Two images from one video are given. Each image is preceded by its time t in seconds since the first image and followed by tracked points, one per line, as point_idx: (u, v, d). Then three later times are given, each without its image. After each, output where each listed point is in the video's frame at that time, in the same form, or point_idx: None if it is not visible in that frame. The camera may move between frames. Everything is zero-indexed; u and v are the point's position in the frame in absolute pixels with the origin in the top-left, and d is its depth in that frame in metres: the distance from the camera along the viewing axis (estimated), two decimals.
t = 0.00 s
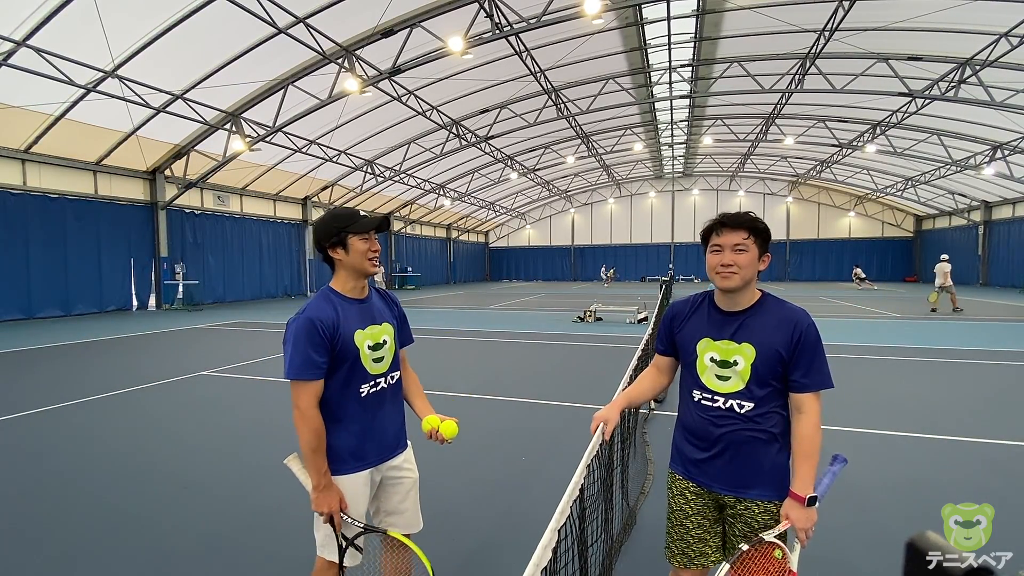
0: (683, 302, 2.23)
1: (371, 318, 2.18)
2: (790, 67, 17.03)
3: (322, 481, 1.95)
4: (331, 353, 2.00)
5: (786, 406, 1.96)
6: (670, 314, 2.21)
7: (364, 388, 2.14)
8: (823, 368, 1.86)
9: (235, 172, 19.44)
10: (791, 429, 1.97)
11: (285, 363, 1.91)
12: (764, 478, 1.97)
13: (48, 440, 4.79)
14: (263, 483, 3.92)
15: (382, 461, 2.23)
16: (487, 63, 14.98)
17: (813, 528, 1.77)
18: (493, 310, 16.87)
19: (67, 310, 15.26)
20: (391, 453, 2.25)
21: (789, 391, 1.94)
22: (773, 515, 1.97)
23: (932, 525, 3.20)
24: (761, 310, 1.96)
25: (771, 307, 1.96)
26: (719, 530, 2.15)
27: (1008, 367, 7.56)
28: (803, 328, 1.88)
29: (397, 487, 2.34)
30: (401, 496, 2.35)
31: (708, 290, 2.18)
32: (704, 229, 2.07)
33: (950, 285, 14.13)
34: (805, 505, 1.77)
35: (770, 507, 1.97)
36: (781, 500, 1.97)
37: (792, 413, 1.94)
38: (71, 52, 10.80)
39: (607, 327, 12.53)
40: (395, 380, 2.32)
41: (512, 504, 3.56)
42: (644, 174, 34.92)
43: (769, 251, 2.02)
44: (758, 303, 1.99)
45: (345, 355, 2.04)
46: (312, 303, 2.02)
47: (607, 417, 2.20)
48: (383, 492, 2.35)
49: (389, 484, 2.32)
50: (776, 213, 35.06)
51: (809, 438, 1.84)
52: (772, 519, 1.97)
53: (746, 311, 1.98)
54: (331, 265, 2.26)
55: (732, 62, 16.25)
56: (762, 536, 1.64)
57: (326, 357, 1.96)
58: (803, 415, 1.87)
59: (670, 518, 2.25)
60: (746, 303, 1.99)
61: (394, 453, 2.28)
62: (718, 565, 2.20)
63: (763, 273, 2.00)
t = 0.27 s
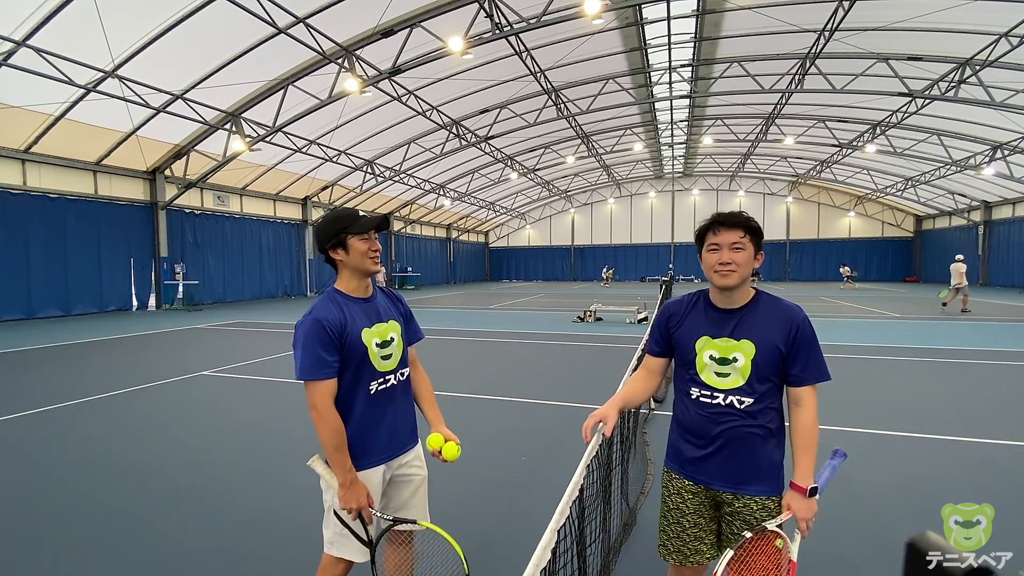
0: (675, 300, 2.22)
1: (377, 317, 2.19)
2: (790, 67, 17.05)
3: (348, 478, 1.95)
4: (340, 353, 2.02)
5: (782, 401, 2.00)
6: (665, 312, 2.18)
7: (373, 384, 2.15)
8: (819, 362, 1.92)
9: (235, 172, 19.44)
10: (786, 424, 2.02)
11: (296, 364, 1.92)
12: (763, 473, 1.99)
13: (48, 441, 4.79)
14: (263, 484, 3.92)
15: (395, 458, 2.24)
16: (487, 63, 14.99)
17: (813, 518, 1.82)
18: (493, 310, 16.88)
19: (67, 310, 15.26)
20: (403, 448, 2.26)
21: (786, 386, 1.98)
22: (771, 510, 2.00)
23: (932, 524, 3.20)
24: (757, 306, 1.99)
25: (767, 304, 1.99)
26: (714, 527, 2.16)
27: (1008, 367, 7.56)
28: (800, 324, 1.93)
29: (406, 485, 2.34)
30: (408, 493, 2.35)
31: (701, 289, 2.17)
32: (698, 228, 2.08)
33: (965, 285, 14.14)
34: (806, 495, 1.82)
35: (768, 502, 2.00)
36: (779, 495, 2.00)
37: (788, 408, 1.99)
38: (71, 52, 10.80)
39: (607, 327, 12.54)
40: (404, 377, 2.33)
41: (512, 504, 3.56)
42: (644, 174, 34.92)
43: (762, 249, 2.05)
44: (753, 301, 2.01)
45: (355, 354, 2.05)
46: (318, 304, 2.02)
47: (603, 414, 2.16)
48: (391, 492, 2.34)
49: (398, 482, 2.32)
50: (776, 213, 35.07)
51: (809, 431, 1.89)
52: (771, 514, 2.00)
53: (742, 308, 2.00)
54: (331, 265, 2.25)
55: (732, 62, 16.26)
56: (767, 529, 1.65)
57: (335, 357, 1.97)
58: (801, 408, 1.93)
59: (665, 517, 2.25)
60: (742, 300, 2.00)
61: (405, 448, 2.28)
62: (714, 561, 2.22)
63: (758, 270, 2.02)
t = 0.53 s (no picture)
0: (668, 297, 2.18)
1: (385, 316, 2.18)
2: (790, 67, 17.04)
3: (354, 476, 1.96)
4: (347, 353, 2.02)
5: (774, 396, 2.06)
6: (658, 310, 2.14)
7: (381, 384, 2.15)
8: (811, 358, 2.00)
9: (234, 172, 19.44)
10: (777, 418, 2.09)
11: (304, 363, 1.92)
12: (760, 469, 2.02)
13: (47, 440, 4.79)
14: (263, 483, 3.92)
15: (403, 456, 2.23)
16: (487, 63, 14.98)
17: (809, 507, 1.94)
18: (493, 310, 16.88)
19: (67, 311, 15.26)
20: (411, 447, 2.26)
21: (778, 382, 2.05)
22: (769, 505, 2.03)
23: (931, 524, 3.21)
24: (751, 304, 2.02)
25: (760, 302, 2.03)
26: (709, 523, 2.19)
27: (1008, 366, 7.56)
28: (792, 321, 2.00)
29: (414, 484, 2.34)
30: (417, 491, 2.36)
31: (693, 287, 2.16)
32: (691, 227, 2.07)
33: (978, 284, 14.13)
34: (803, 485, 1.94)
35: (766, 498, 2.03)
36: (776, 490, 2.04)
37: (780, 401, 2.06)
38: (71, 52, 10.80)
39: (607, 327, 12.54)
40: (412, 377, 2.32)
41: (513, 503, 3.57)
42: (644, 174, 34.92)
43: (753, 248, 2.06)
44: (746, 299, 2.03)
45: (363, 352, 2.05)
46: (326, 306, 2.02)
47: (606, 436, 2.05)
48: (399, 490, 2.34)
49: (407, 479, 2.32)
50: (776, 213, 35.05)
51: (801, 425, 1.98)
52: (768, 508, 2.03)
53: (736, 306, 2.01)
54: (340, 264, 2.25)
55: (732, 62, 16.24)
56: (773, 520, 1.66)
57: (342, 357, 1.97)
58: (793, 402, 2.01)
59: (662, 517, 2.23)
60: (737, 298, 2.02)
61: (414, 447, 2.28)
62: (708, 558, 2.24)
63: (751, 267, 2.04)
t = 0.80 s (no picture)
0: (662, 296, 2.17)
1: (396, 317, 2.18)
2: (790, 67, 17.04)
3: (351, 476, 1.97)
4: (357, 353, 2.02)
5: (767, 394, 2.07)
6: (652, 308, 2.13)
7: (390, 384, 2.15)
8: (801, 356, 2.01)
9: (234, 172, 19.43)
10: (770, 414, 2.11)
11: (314, 362, 1.93)
12: (755, 467, 2.02)
13: (47, 440, 4.79)
14: (263, 483, 3.92)
15: (412, 456, 2.22)
16: (487, 63, 14.99)
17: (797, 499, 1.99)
18: (493, 310, 16.88)
19: (67, 311, 15.25)
20: (419, 447, 2.25)
21: (771, 379, 2.05)
22: (764, 502, 2.03)
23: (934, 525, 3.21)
24: (744, 303, 2.01)
25: (753, 300, 2.03)
26: (705, 520, 2.18)
27: (1008, 366, 7.55)
28: (784, 319, 2.01)
29: (421, 483, 2.34)
30: (423, 490, 2.35)
31: (687, 286, 2.16)
32: (685, 228, 2.07)
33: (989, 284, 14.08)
34: (794, 479, 1.98)
35: (761, 494, 2.03)
36: (770, 486, 2.04)
37: (772, 399, 2.07)
38: (71, 52, 10.80)
39: (607, 327, 12.54)
40: (421, 378, 2.32)
41: (513, 504, 3.56)
42: (644, 174, 34.92)
43: (747, 249, 2.06)
44: (740, 298, 2.03)
45: (372, 353, 2.05)
46: (338, 304, 2.03)
47: (606, 436, 2.04)
48: (407, 489, 2.34)
49: (415, 478, 2.32)
50: (776, 213, 35.06)
51: (791, 420, 2.01)
52: (763, 505, 2.03)
53: (730, 305, 2.01)
54: (352, 264, 2.26)
55: (732, 62, 16.25)
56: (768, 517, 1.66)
57: (352, 356, 1.98)
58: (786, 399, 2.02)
59: (659, 515, 2.23)
60: (730, 296, 2.02)
61: (422, 447, 2.27)
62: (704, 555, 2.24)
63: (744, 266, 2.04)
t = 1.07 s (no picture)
0: (657, 296, 2.18)
1: (406, 317, 2.20)
2: (789, 67, 17.04)
3: (362, 472, 1.99)
4: (368, 351, 2.04)
5: (761, 393, 2.07)
6: (647, 308, 2.14)
7: (400, 382, 2.16)
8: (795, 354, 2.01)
9: (234, 172, 19.43)
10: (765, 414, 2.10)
11: (326, 359, 1.96)
12: (750, 465, 2.02)
13: (48, 441, 4.79)
14: (263, 484, 3.92)
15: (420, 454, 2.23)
16: (487, 63, 14.98)
17: (791, 499, 1.97)
18: (493, 310, 16.86)
19: (67, 311, 15.26)
20: (428, 446, 2.25)
21: (765, 377, 2.05)
22: (760, 500, 2.03)
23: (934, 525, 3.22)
24: (738, 302, 2.01)
25: (746, 299, 2.03)
26: (701, 518, 2.18)
27: (1008, 366, 7.55)
28: (778, 318, 2.01)
29: (427, 481, 2.33)
30: (430, 488, 2.35)
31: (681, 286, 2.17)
32: (680, 227, 2.07)
33: (1001, 285, 14.02)
34: (788, 479, 1.96)
35: (756, 493, 2.03)
36: (766, 485, 2.04)
37: (767, 398, 2.07)
38: (71, 52, 10.80)
39: (607, 327, 12.54)
40: (430, 377, 2.33)
41: (513, 503, 3.56)
42: (644, 174, 34.92)
43: (742, 248, 2.06)
44: (734, 297, 2.04)
45: (384, 351, 2.08)
46: (350, 303, 2.06)
47: (606, 435, 2.04)
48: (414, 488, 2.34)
49: (421, 476, 2.32)
50: (776, 213, 35.06)
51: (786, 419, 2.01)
52: (758, 504, 2.03)
53: (723, 303, 2.02)
54: (363, 265, 2.28)
55: (732, 62, 16.24)
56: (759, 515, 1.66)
57: (363, 353, 2.00)
58: (779, 398, 2.02)
59: (655, 512, 2.23)
60: (725, 295, 2.03)
61: (430, 445, 2.27)
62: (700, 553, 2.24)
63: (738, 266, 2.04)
